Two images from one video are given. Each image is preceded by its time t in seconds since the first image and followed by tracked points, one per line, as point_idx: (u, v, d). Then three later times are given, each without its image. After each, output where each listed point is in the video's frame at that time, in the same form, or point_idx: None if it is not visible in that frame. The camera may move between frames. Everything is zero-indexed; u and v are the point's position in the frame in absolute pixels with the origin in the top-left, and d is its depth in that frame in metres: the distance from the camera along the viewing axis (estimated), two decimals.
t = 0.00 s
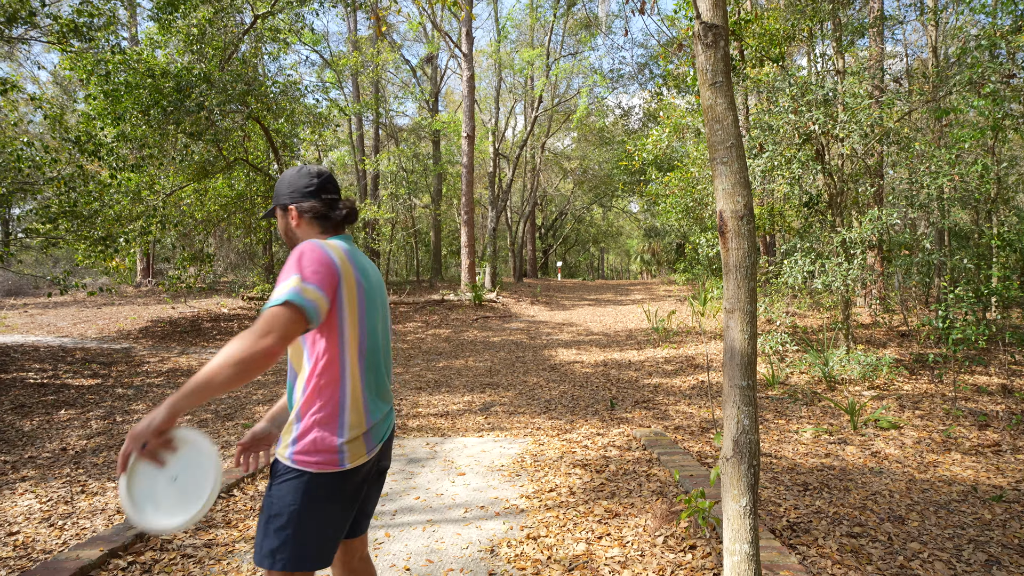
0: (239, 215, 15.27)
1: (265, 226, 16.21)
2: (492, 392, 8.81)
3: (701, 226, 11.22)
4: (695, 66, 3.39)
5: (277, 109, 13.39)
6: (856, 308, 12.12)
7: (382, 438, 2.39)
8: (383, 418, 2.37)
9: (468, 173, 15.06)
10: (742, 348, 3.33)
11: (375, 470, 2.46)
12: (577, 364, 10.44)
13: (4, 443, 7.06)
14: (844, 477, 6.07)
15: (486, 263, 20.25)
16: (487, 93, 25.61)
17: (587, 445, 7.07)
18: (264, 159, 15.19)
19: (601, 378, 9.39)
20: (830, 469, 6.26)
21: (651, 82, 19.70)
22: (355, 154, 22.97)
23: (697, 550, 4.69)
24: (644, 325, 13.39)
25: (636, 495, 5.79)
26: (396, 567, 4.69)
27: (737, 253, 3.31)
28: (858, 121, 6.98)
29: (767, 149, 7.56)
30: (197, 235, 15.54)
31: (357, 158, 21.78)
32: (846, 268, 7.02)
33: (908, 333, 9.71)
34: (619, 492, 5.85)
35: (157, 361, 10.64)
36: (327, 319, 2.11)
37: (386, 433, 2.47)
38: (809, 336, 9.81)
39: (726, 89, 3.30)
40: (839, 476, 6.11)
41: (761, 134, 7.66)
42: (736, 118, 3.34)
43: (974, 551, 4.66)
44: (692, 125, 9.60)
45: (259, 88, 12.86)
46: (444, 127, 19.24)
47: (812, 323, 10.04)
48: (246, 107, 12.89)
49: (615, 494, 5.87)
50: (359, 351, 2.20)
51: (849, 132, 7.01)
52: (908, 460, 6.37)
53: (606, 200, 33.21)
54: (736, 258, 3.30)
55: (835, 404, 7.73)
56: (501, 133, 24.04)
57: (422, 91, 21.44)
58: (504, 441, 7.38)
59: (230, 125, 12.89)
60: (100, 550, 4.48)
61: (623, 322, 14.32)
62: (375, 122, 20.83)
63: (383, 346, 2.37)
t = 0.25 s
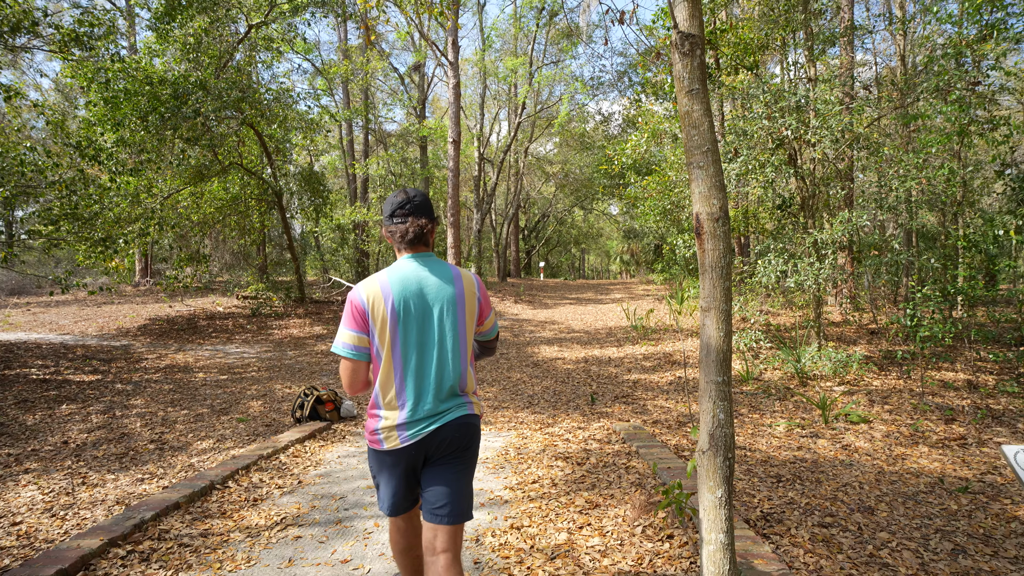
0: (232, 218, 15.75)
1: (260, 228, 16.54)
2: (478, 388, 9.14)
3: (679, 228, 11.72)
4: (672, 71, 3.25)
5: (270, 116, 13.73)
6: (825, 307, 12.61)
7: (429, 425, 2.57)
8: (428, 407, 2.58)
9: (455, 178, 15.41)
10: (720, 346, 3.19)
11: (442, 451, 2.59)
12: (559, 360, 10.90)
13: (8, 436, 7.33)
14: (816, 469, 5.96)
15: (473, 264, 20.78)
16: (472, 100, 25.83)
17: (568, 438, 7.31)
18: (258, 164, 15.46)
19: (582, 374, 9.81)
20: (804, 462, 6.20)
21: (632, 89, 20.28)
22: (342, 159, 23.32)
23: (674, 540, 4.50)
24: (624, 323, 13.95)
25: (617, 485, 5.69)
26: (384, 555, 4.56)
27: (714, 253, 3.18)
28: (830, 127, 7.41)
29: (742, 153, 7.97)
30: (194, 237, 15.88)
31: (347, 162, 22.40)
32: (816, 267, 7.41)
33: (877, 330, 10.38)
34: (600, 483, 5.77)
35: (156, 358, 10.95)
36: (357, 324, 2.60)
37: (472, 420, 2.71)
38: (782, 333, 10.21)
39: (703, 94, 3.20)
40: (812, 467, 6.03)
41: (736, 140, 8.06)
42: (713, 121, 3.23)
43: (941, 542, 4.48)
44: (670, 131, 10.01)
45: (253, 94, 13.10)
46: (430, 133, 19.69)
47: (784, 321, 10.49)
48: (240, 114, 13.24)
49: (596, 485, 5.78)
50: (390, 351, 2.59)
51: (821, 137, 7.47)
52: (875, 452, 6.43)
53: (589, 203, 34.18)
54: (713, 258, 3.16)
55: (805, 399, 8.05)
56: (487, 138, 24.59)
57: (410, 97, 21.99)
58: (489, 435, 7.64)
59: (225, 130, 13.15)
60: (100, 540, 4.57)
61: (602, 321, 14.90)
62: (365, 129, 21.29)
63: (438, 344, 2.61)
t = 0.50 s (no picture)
0: (232, 218, 15.74)
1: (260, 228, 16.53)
2: (478, 388, 9.13)
3: (678, 228, 11.71)
4: (672, 73, 3.24)
5: (270, 116, 13.70)
6: (825, 307, 12.62)
7: (428, 405, 2.93)
8: (426, 389, 2.94)
9: (455, 178, 15.42)
10: (720, 347, 3.18)
11: (440, 428, 2.97)
12: (559, 360, 10.90)
13: (8, 436, 7.33)
14: (816, 469, 5.96)
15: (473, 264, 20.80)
16: (471, 101, 25.85)
17: (568, 438, 7.31)
18: (258, 164, 15.46)
19: (582, 374, 9.81)
20: (802, 460, 6.24)
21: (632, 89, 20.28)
22: (343, 159, 23.38)
23: (674, 540, 4.50)
24: (624, 323, 13.95)
25: (617, 485, 5.69)
26: (384, 555, 4.56)
27: (714, 253, 3.18)
28: (830, 127, 7.40)
29: (742, 153, 7.96)
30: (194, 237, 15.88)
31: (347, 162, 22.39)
32: (817, 267, 7.41)
33: (877, 330, 10.38)
34: (600, 484, 5.77)
35: (156, 358, 10.95)
36: (360, 320, 2.97)
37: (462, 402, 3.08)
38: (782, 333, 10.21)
39: (703, 94, 3.19)
40: (812, 467, 6.03)
41: (736, 139, 8.04)
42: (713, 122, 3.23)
43: (941, 542, 4.48)
44: (669, 130, 10.02)
45: (253, 94, 13.09)
46: (431, 133, 19.67)
47: (784, 321, 10.48)
48: (240, 114, 13.23)
49: (596, 485, 5.78)
50: (390, 342, 2.95)
51: (821, 137, 7.46)
52: (875, 452, 6.43)
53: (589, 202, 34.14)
54: (713, 259, 3.16)
55: (805, 399, 8.05)
56: (487, 138, 24.58)
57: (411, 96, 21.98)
58: (489, 435, 7.63)
59: (225, 131, 13.14)
60: (99, 540, 4.57)
61: (602, 321, 14.91)
62: (365, 128, 21.28)
63: (432, 335, 2.99)
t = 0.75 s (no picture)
0: (232, 218, 15.73)
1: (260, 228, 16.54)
2: (478, 388, 9.14)
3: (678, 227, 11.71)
4: (672, 73, 3.24)
5: (270, 116, 13.68)
6: (825, 307, 12.63)
7: (434, 401, 3.28)
8: (432, 387, 3.28)
9: (455, 178, 15.43)
10: (719, 346, 3.19)
11: (441, 419, 3.35)
12: (559, 360, 10.90)
13: (8, 436, 7.33)
14: (816, 469, 5.96)
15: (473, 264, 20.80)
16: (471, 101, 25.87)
17: (568, 438, 7.31)
18: (258, 164, 15.45)
19: (582, 374, 9.81)
20: (802, 460, 6.24)
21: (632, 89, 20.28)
22: (343, 159, 23.40)
23: (674, 540, 4.50)
24: (624, 323, 13.95)
25: (617, 485, 5.69)
26: (384, 555, 4.55)
27: (714, 253, 3.18)
28: (829, 127, 7.41)
29: (742, 153, 7.96)
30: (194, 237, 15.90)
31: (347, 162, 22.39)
32: (817, 267, 7.40)
33: (876, 330, 10.38)
34: (600, 484, 5.77)
35: (156, 358, 10.95)
36: (368, 324, 3.23)
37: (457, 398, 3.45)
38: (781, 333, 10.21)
39: (703, 94, 3.19)
40: (812, 467, 6.03)
41: (736, 139, 8.04)
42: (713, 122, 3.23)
43: (941, 542, 4.48)
44: (669, 130, 10.03)
45: (253, 94, 13.08)
46: (431, 133, 19.66)
47: (783, 321, 10.48)
48: (240, 114, 13.21)
49: (596, 485, 5.78)
50: (397, 344, 3.24)
51: (821, 137, 7.47)
52: (875, 452, 6.43)
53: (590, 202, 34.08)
54: (712, 259, 3.16)
55: (805, 399, 8.06)
56: (487, 138, 24.55)
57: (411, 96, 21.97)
58: (489, 435, 7.63)
59: (225, 131, 13.14)
60: (99, 540, 4.58)
61: (602, 321, 14.92)
62: (365, 128, 21.29)
63: (434, 337, 3.32)
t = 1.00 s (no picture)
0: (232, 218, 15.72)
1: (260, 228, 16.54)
2: (478, 388, 9.14)
3: (677, 227, 11.71)
4: (672, 74, 3.24)
5: (270, 116, 13.68)
6: (825, 307, 12.64)
7: (460, 382, 3.70)
8: (456, 370, 3.70)
9: (455, 178, 15.43)
10: (718, 347, 3.19)
11: (461, 399, 3.78)
12: (558, 360, 10.90)
13: (8, 436, 7.33)
14: (816, 469, 5.96)
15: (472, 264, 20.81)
16: (471, 101, 25.89)
17: (567, 438, 7.31)
18: (258, 164, 15.45)
19: (582, 374, 9.81)
20: (802, 460, 6.25)
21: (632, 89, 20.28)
22: (343, 159, 23.42)
23: (675, 540, 4.50)
24: (623, 323, 13.95)
25: (617, 485, 5.69)
26: (384, 555, 4.55)
27: (713, 253, 3.17)
28: (829, 127, 7.40)
29: (742, 153, 7.96)
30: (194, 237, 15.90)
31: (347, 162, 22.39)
32: (816, 267, 7.40)
33: (876, 330, 10.39)
34: (600, 484, 5.77)
35: (156, 358, 10.96)
36: (394, 319, 3.54)
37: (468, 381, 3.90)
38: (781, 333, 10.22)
39: (702, 94, 3.19)
40: (812, 467, 6.04)
41: (736, 139, 8.04)
42: (712, 122, 3.23)
43: (941, 542, 4.48)
44: (669, 131, 10.04)
45: (253, 94, 13.08)
46: (431, 133, 19.66)
47: (783, 321, 10.48)
48: (240, 114, 13.22)
49: (596, 485, 5.78)
50: (424, 334, 3.60)
51: (821, 137, 7.46)
52: (875, 452, 6.43)
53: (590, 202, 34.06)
54: (712, 259, 3.16)
55: (805, 399, 8.06)
56: (487, 137, 24.55)
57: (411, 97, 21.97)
58: (489, 435, 7.63)
59: (225, 131, 13.14)
60: (99, 540, 4.58)
61: (601, 321, 14.92)
62: (365, 128, 21.29)
63: (450, 327, 3.75)
